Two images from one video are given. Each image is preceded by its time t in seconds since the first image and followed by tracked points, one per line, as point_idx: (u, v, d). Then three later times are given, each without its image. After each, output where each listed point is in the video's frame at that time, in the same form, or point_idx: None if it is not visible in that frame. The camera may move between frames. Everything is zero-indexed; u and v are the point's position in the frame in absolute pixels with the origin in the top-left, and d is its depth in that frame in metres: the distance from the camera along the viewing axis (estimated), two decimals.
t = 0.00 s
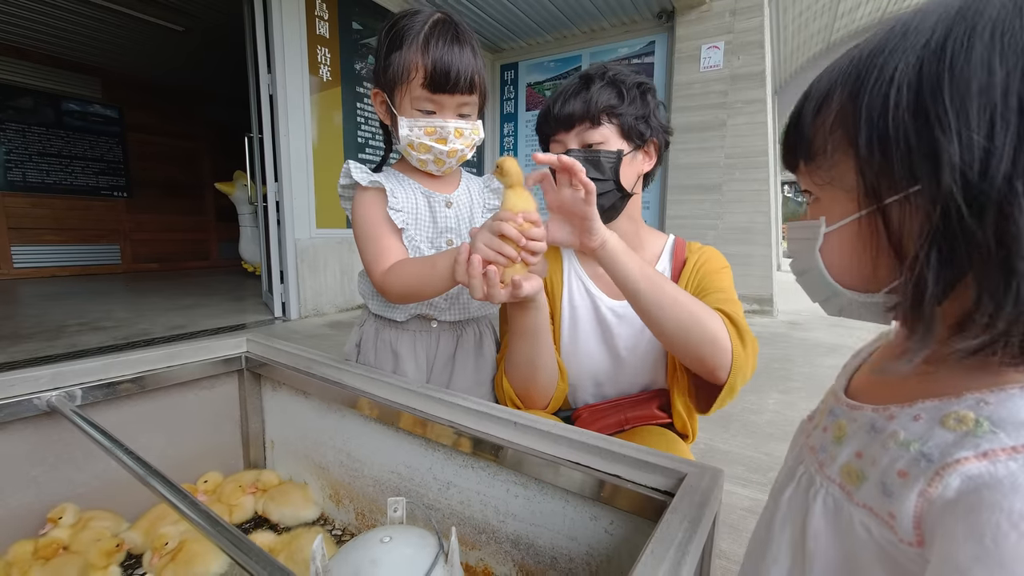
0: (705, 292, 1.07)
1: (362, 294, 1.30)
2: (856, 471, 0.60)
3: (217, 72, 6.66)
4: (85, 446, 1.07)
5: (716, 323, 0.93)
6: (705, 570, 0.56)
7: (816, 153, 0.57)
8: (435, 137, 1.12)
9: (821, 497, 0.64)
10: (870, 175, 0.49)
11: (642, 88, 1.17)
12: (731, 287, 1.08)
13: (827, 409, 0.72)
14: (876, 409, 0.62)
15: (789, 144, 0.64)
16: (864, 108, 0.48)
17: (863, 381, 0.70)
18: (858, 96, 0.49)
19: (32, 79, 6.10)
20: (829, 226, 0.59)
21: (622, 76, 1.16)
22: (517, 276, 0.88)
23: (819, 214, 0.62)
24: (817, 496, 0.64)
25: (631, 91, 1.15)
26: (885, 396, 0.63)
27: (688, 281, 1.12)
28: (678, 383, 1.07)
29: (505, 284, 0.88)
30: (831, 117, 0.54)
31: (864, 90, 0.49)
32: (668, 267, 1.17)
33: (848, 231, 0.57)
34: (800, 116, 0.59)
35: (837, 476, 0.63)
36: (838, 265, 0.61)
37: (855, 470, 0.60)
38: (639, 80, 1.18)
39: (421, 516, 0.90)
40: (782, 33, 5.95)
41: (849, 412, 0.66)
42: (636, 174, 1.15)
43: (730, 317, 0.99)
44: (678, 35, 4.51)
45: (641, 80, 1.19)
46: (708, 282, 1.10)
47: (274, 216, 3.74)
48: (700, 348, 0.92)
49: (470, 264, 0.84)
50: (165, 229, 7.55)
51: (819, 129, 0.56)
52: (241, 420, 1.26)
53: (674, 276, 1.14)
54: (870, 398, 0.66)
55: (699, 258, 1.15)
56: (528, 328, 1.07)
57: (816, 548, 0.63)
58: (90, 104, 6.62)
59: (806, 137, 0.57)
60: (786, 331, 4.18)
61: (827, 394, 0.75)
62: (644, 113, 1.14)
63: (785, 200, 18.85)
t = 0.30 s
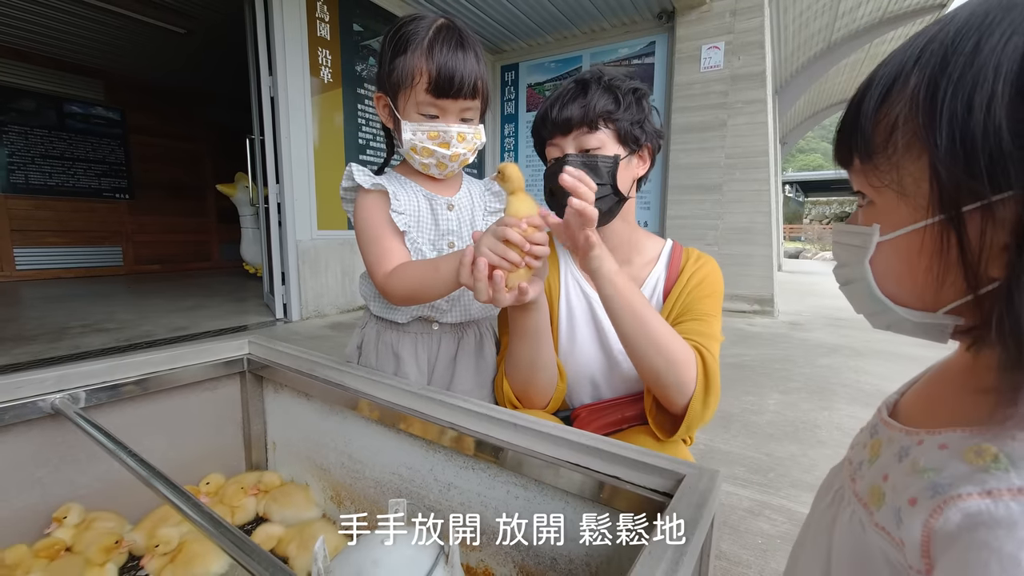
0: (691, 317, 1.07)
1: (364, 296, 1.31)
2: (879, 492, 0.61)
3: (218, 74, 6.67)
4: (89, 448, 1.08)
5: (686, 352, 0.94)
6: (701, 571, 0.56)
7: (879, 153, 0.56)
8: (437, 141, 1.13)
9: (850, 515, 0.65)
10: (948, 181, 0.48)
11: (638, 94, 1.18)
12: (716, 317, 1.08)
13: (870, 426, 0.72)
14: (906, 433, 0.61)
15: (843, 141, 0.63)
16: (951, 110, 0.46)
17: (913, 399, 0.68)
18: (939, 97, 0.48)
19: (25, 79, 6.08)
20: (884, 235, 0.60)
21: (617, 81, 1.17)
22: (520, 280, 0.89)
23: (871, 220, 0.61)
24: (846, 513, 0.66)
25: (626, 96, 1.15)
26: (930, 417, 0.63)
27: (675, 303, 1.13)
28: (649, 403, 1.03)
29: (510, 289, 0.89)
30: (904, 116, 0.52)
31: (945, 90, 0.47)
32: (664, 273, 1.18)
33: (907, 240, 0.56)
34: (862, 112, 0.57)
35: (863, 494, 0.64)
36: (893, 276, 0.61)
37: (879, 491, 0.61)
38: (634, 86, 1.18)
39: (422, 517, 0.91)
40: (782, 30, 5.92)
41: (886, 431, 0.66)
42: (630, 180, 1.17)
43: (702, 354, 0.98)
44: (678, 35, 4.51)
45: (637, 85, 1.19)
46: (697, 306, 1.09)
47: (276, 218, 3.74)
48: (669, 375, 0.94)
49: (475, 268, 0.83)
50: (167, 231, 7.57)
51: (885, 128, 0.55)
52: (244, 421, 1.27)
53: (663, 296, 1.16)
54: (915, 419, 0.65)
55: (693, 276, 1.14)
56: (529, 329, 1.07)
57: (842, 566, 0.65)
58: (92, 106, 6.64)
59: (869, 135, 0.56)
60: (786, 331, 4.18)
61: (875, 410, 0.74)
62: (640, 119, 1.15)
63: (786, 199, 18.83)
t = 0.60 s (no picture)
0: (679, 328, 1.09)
1: (361, 294, 1.31)
2: (892, 482, 0.61)
3: (215, 74, 6.65)
4: (88, 447, 1.08)
5: (678, 356, 0.95)
6: (695, 566, 0.56)
7: (912, 145, 0.56)
8: (434, 141, 1.13)
9: (859, 504, 0.66)
10: (992, 169, 0.49)
11: (639, 98, 1.18)
12: (707, 329, 1.09)
13: (887, 419, 0.72)
14: (925, 425, 0.62)
15: (872, 133, 0.63)
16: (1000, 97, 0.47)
17: (931, 396, 0.69)
18: (983, 87, 0.49)
19: (26, 80, 6.09)
20: (914, 228, 0.59)
21: (619, 85, 1.16)
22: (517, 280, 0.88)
23: (900, 213, 0.61)
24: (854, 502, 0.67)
25: (628, 100, 1.15)
26: (951, 412, 0.63)
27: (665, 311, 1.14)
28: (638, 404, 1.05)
29: (504, 289, 0.88)
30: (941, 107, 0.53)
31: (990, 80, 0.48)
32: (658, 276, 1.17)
33: (936, 233, 0.56)
34: (896, 103, 0.58)
35: (874, 485, 0.64)
36: (920, 270, 0.60)
37: (891, 481, 0.61)
38: (636, 90, 1.18)
39: (420, 515, 0.91)
40: (779, 28, 5.93)
41: (903, 423, 0.66)
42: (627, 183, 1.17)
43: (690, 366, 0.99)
44: (676, 34, 4.52)
45: (638, 89, 1.19)
46: (685, 318, 1.11)
47: (273, 218, 3.74)
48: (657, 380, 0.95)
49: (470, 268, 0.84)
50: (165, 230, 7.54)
51: (919, 119, 0.55)
52: (242, 421, 1.27)
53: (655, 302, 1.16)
54: (933, 415, 0.65)
55: (687, 284, 1.14)
56: (524, 326, 1.07)
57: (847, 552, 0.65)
58: (88, 106, 6.61)
59: (905, 125, 0.56)
60: (784, 329, 4.19)
61: (892, 404, 0.74)
62: (640, 123, 1.15)
63: (784, 197, 18.84)
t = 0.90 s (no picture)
0: (678, 329, 1.09)
1: (358, 294, 1.31)
2: (888, 477, 0.62)
3: (213, 74, 6.63)
4: (85, 448, 1.08)
5: (673, 358, 0.95)
6: (691, 566, 0.56)
7: (917, 139, 0.56)
8: (431, 141, 1.13)
9: (850, 498, 0.66)
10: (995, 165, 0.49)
11: (641, 99, 1.18)
12: (706, 331, 1.09)
13: (878, 414, 0.73)
14: (922, 421, 0.62)
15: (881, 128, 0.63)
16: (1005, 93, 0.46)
17: (925, 390, 0.70)
18: (991, 82, 0.48)
19: (25, 81, 6.09)
20: (915, 222, 0.59)
21: (620, 86, 1.16)
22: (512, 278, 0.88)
23: (903, 207, 0.61)
24: (846, 497, 0.67)
25: (629, 101, 1.15)
26: (947, 407, 0.63)
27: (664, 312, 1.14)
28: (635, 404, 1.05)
29: (500, 287, 0.88)
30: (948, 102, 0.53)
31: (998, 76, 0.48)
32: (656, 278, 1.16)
33: (938, 227, 0.57)
34: (903, 97, 0.57)
35: (867, 480, 0.65)
36: (920, 262, 0.60)
37: (887, 477, 0.62)
38: (637, 92, 1.18)
39: (418, 515, 0.91)
40: (777, 29, 5.95)
41: (897, 419, 0.67)
42: (627, 184, 1.18)
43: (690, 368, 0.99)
44: (674, 35, 4.52)
45: (639, 91, 1.19)
46: (684, 319, 1.11)
47: (271, 218, 3.74)
48: (654, 381, 0.95)
49: (466, 265, 0.83)
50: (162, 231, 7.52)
51: (926, 114, 0.55)
52: (239, 421, 1.27)
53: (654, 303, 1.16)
54: (927, 409, 0.66)
55: (686, 286, 1.14)
56: (520, 325, 1.07)
57: (837, 546, 0.65)
58: (85, 106, 6.59)
59: (912, 120, 0.56)
60: (781, 330, 4.19)
61: (884, 398, 0.74)
62: (641, 124, 1.15)
63: (781, 198, 18.88)
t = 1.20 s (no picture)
0: (683, 330, 1.06)
1: (358, 292, 1.31)
2: (892, 476, 0.62)
3: (213, 73, 6.63)
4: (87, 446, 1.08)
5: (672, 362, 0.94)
6: (693, 563, 0.57)
7: (932, 129, 0.55)
8: (430, 138, 1.13)
9: (856, 499, 0.66)
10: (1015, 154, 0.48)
11: (643, 96, 1.17)
12: (713, 330, 1.06)
13: (878, 412, 0.73)
14: (924, 418, 0.62)
15: (888, 117, 0.62)
16: None
17: (924, 387, 0.70)
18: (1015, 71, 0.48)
19: (27, 80, 6.10)
20: (923, 213, 0.59)
21: (623, 82, 1.15)
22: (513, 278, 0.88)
23: (910, 198, 0.60)
24: (851, 497, 0.67)
25: (631, 98, 1.14)
26: (946, 403, 0.63)
27: (669, 313, 1.11)
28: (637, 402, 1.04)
29: (501, 285, 0.88)
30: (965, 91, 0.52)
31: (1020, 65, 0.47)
32: (661, 276, 1.17)
33: (948, 219, 0.56)
34: (918, 84, 0.57)
35: (872, 480, 0.65)
36: (925, 254, 0.60)
37: (892, 476, 0.62)
38: (640, 88, 1.17)
39: (419, 513, 0.91)
40: (778, 26, 5.94)
41: (898, 417, 0.67)
42: (628, 182, 1.17)
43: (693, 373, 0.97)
44: (674, 32, 4.51)
45: (641, 87, 1.18)
46: (690, 319, 1.08)
47: (272, 217, 3.74)
48: (645, 382, 0.94)
49: (467, 264, 0.83)
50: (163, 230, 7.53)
51: (942, 102, 0.54)
52: (240, 420, 1.27)
53: (658, 302, 1.15)
54: (925, 406, 0.66)
55: (689, 285, 1.12)
56: (521, 324, 1.08)
57: (842, 546, 0.65)
58: (85, 105, 6.59)
59: (927, 109, 0.55)
60: (782, 327, 4.19)
61: (883, 397, 0.74)
62: (644, 121, 1.15)
63: (782, 196, 18.85)
